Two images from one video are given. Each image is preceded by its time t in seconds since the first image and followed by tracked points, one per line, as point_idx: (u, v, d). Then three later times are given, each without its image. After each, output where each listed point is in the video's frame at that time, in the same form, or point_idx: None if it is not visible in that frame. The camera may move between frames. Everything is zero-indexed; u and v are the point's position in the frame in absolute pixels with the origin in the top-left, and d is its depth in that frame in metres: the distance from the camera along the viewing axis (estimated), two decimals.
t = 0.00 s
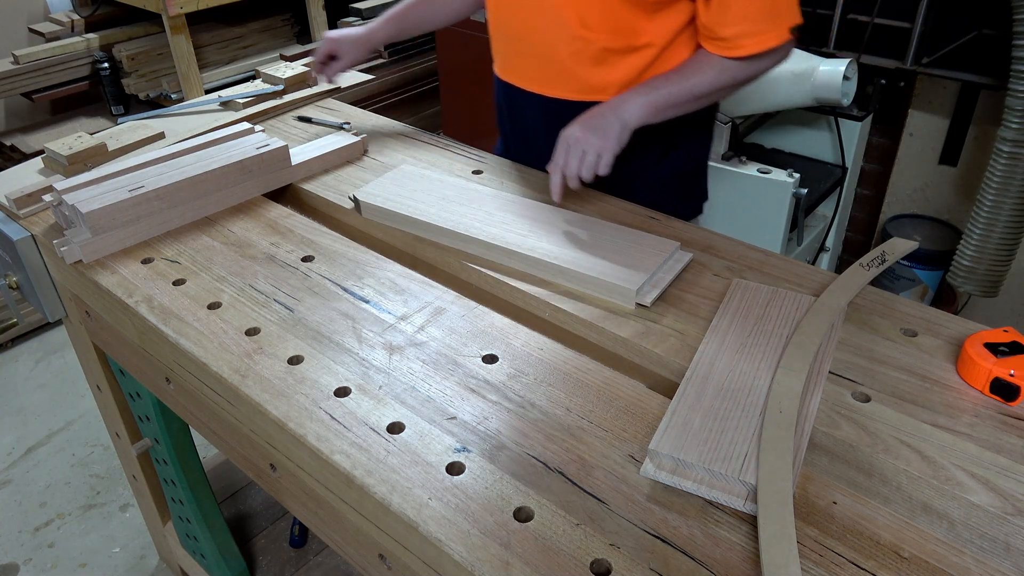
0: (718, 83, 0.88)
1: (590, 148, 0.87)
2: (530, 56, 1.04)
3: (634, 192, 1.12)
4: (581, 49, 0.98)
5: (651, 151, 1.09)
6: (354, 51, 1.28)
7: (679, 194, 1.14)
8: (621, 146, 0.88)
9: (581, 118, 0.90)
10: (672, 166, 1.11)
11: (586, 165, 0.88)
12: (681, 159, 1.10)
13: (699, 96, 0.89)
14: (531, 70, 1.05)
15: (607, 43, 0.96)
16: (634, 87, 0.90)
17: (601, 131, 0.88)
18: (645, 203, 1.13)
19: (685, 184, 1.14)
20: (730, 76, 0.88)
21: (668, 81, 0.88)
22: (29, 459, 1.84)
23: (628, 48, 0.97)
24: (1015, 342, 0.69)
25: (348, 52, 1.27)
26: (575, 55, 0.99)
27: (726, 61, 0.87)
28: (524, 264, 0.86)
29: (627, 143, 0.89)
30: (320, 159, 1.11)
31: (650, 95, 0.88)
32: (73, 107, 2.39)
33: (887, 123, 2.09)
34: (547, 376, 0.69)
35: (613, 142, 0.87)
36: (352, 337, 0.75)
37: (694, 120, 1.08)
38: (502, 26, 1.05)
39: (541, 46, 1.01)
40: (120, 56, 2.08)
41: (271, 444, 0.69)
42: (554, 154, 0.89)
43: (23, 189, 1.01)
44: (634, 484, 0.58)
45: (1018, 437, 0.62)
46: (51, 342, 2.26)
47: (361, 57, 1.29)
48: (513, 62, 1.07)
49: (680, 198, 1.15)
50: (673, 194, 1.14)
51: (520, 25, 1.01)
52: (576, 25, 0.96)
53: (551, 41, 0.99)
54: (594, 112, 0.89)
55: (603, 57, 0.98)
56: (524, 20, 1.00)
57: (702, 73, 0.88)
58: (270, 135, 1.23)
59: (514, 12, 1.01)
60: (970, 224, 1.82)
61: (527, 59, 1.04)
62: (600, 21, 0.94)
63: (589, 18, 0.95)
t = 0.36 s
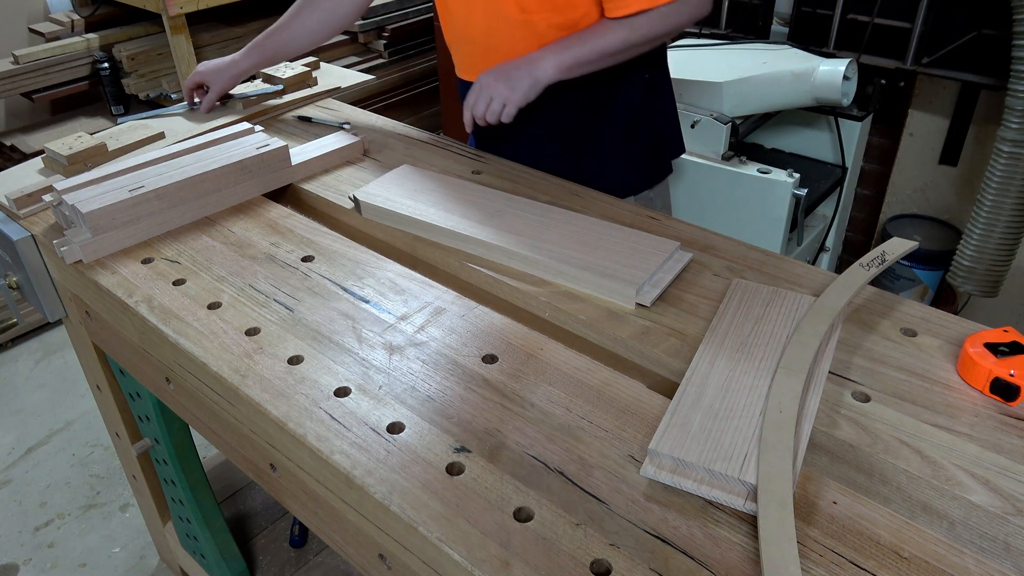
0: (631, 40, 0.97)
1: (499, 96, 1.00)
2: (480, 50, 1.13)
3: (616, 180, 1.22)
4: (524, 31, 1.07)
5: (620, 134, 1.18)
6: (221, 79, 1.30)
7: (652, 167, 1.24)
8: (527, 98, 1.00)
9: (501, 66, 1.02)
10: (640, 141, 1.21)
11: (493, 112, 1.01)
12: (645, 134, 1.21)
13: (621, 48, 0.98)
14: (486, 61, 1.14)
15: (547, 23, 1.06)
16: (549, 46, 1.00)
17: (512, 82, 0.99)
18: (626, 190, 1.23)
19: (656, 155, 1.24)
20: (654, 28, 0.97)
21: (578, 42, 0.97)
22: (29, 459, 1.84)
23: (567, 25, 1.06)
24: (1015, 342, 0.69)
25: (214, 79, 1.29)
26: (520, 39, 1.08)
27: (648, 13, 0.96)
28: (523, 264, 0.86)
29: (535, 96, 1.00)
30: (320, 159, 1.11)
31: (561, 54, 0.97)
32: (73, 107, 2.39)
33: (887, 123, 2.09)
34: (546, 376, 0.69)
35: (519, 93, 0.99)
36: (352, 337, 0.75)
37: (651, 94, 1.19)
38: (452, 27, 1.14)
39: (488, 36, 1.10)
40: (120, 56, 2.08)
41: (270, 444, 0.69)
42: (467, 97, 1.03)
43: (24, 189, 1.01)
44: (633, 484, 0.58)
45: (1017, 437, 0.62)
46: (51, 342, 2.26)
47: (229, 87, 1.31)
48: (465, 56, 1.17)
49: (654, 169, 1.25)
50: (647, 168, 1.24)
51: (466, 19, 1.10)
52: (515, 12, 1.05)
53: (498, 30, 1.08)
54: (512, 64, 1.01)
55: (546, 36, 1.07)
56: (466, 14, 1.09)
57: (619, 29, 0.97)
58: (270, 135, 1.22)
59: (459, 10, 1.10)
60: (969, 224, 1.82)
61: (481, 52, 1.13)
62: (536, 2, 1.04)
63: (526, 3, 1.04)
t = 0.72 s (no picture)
0: (604, 44, 0.98)
1: (469, 91, 1.00)
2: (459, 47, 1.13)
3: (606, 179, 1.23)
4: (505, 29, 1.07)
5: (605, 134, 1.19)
6: (286, 88, 1.29)
7: (638, 162, 1.25)
8: (496, 97, 1.00)
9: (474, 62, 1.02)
10: (626, 139, 1.21)
11: (462, 107, 1.01)
12: (631, 128, 1.21)
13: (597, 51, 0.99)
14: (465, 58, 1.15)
15: (528, 22, 1.06)
16: (523, 45, 1.00)
17: (483, 78, 1.00)
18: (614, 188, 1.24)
19: (641, 150, 1.25)
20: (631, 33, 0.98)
21: (552, 44, 0.98)
22: (29, 459, 1.84)
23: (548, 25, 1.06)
24: (1015, 342, 0.69)
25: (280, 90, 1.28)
26: (501, 38, 1.09)
27: (622, 17, 0.97)
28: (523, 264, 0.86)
29: (505, 95, 1.00)
30: (321, 159, 1.11)
31: (535, 54, 0.98)
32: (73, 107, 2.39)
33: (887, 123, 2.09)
34: (546, 376, 0.69)
35: (489, 90, 0.99)
36: (352, 337, 0.75)
37: (631, 87, 1.19)
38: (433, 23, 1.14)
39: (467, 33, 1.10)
40: (120, 55, 2.07)
41: (270, 444, 0.69)
42: (438, 90, 1.03)
43: (24, 189, 1.01)
44: (633, 484, 0.58)
45: (1018, 437, 0.62)
46: (51, 342, 2.26)
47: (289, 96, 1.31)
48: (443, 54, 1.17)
49: (640, 163, 1.26)
50: (635, 163, 1.25)
51: (447, 18, 1.10)
52: (497, 11, 1.06)
53: (479, 28, 1.09)
54: (485, 60, 1.01)
55: (526, 35, 1.08)
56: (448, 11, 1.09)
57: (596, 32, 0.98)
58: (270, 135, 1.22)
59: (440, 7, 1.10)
60: (969, 224, 1.82)
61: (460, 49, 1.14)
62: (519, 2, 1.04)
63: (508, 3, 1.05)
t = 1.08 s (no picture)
0: (601, 44, 0.98)
1: (463, 91, 1.00)
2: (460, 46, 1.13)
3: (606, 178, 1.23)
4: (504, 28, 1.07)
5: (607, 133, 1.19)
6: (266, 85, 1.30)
7: (639, 160, 1.25)
8: (492, 97, 1.00)
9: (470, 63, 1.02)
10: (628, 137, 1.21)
11: (456, 108, 1.01)
12: (632, 125, 1.21)
13: (593, 51, 0.99)
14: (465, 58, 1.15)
15: (527, 21, 1.06)
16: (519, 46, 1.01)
17: (478, 78, 1.00)
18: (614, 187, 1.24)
19: (642, 148, 1.25)
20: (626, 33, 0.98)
21: (549, 44, 0.98)
22: (29, 459, 1.84)
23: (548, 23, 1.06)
24: (1015, 342, 0.69)
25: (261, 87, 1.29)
26: (500, 37, 1.09)
27: (618, 16, 0.97)
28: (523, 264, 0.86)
29: (500, 95, 1.00)
30: (321, 159, 1.11)
31: (531, 55, 0.98)
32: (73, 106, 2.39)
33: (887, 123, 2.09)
34: (547, 377, 0.69)
35: (484, 90, 0.99)
36: (352, 337, 0.75)
37: (632, 83, 1.19)
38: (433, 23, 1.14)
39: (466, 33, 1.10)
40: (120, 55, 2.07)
41: (270, 444, 0.69)
42: (433, 90, 1.03)
43: (24, 189, 1.01)
44: (633, 484, 0.58)
45: (1017, 437, 0.62)
46: (51, 342, 2.26)
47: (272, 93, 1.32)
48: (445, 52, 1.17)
49: (640, 161, 1.26)
50: (636, 162, 1.25)
51: (446, 18, 1.10)
52: (496, 10, 1.05)
53: (478, 27, 1.09)
54: (482, 61, 1.01)
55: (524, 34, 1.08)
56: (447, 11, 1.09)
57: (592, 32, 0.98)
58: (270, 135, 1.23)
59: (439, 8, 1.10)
60: (969, 224, 1.82)
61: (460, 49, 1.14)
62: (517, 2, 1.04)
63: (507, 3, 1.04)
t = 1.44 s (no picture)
0: (606, 22, 0.97)
1: (486, 103, 1.01)
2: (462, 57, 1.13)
3: (609, 170, 1.21)
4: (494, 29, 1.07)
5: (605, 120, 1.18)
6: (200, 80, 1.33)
7: (646, 146, 1.23)
8: (515, 102, 1.00)
9: (484, 72, 1.03)
10: (630, 123, 1.20)
11: (482, 120, 1.02)
12: (633, 115, 1.19)
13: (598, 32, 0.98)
14: (467, 66, 1.14)
15: (513, 18, 1.05)
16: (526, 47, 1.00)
17: (498, 89, 1.00)
18: (621, 177, 1.23)
19: (649, 134, 1.22)
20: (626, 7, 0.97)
21: (556, 39, 0.98)
22: (28, 459, 1.84)
23: (536, 15, 1.05)
24: (1015, 342, 0.69)
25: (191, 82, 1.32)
26: (493, 38, 1.08)
27: None
28: (523, 264, 0.86)
29: (522, 99, 1.01)
30: (321, 159, 1.11)
31: (542, 53, 0.98)
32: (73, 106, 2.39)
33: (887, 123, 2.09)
34: (546, 377, 0.69)
35: (507, 98, 1.00)
36: (352, 337, 0.75)
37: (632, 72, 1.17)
38: (426, 36, 1.14)
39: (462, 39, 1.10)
40: (120, 56, 2.07)
41: (270, 444, 0.69)
42: (457, 107, 1.04)
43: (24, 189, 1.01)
44: (634, 484, 0.58)
45: (1017, 437, 0.62)
46: (51, 342, 2.26)
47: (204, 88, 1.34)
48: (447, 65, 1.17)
49: (648, 149, 1.24)
50: (642, 149, 1.22)
51: (439, 28, 1.10)
52: (481, 14, 1.05)
53: (471, 32, 1.08)
54: (495, 69, 1.01)
55: (518, 31, 1.07)
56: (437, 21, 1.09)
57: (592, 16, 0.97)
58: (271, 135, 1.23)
59: (429, 19, 1.10)
60: (969, 224, 1.82)
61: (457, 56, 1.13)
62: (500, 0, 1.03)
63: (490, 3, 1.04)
